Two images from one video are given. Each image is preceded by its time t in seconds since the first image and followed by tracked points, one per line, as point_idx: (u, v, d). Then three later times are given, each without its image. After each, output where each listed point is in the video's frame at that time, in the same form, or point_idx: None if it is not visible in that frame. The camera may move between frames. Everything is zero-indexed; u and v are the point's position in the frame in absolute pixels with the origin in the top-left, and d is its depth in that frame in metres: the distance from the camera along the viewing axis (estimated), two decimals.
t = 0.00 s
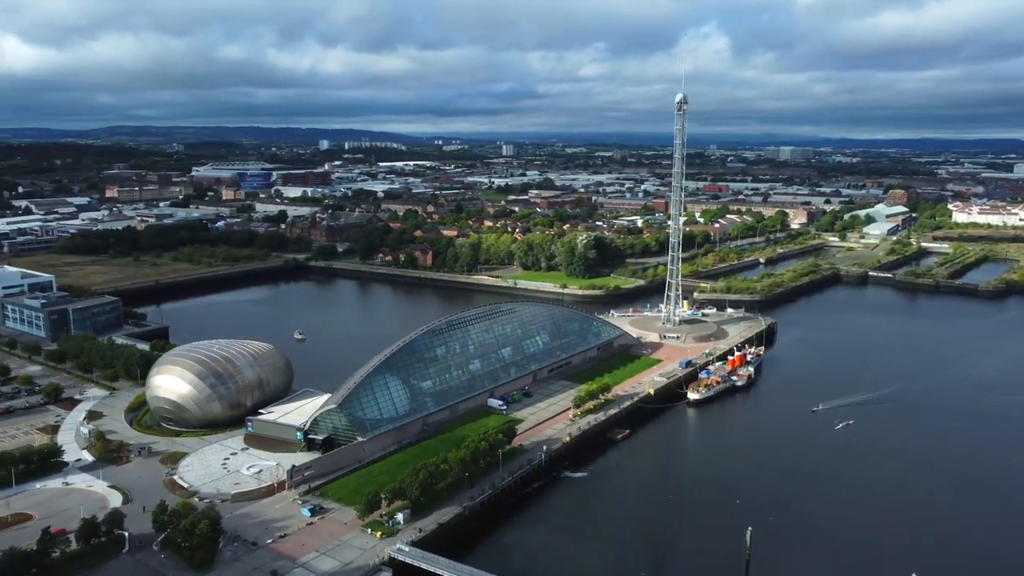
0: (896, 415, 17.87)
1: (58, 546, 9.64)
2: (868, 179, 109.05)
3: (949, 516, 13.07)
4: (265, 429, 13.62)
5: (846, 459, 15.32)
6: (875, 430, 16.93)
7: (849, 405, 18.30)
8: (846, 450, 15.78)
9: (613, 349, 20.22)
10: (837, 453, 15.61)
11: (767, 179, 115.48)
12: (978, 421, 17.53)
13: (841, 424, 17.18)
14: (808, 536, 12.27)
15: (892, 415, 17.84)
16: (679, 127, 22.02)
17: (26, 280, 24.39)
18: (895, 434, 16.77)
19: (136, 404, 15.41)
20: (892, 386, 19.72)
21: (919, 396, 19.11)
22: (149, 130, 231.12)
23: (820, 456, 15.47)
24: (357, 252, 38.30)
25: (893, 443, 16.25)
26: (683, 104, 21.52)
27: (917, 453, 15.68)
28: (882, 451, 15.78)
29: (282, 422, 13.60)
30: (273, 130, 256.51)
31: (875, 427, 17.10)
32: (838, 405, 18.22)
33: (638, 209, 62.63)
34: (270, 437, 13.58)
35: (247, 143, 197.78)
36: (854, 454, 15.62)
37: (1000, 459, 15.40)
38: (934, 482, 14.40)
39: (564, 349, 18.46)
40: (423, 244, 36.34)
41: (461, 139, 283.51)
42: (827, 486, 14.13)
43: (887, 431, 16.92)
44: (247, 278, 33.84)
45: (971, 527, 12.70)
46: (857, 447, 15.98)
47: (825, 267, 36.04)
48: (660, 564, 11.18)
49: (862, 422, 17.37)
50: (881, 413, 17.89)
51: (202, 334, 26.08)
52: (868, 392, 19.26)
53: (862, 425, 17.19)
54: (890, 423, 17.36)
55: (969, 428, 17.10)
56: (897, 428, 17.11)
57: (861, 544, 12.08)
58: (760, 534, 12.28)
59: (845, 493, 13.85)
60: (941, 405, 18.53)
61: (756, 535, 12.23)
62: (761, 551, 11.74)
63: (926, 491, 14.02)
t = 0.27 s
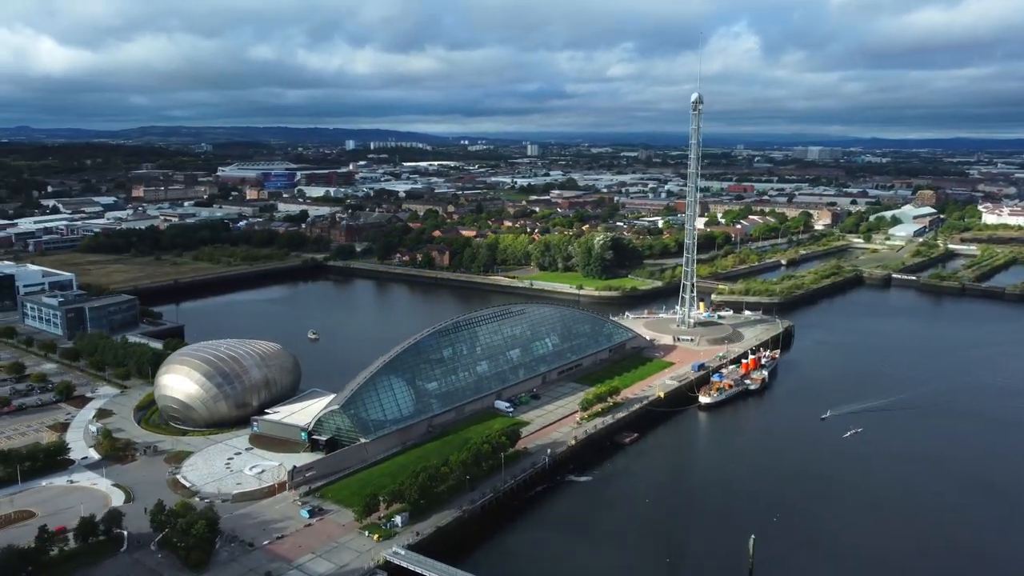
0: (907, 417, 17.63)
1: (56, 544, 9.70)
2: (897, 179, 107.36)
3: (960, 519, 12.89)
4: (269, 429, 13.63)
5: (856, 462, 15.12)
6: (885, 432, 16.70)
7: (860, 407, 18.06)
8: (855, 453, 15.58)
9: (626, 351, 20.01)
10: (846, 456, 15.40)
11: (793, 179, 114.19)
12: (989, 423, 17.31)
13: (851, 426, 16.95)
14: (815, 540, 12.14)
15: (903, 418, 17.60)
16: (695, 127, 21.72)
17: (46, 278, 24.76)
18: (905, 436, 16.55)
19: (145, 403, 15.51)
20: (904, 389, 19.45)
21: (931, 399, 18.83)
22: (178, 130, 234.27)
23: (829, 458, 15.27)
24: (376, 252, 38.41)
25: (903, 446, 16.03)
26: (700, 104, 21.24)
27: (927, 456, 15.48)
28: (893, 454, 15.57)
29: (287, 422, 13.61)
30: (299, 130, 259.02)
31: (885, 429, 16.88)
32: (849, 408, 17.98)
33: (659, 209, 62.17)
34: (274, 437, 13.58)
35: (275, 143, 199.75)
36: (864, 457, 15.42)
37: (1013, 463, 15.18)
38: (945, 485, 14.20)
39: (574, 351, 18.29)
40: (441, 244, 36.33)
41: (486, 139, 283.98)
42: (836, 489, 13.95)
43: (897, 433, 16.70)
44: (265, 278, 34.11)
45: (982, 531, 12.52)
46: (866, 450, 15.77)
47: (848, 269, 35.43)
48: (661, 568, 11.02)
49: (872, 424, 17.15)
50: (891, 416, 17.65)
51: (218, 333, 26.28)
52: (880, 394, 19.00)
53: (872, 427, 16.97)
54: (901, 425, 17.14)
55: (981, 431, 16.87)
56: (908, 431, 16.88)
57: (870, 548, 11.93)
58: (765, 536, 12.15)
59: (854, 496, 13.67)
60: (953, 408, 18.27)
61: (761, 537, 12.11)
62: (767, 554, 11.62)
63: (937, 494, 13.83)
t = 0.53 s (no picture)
0: (907, 419, 17.57)
1: (45, 543, 9.71)
2: (916, 180, 106.08)
3: (961, 525, 12.91)
4: (266, 430, 13.65)
5: (856, 464, 15.07)
6: (885, 434, 16.66)
7: (860, 408, 17.98)
8: (855, 455, 15.53)
9: (629, 353, 19.85)
10: (847, 458, 15.35)
11: (810, 180, 113.19)
12: (987, 426, 17.34)
13: (851, 427, 16.88)
14: (816, 542, 12.13)
15: (903, 419, 17.55)
16: (701, 128, 21.50)
17: (56, 277, 24.99)
18: (904, 438, 16.52)
19: (144, 403, 15.56)
20: (904, 390, 19.38)
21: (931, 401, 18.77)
22: (197, 130, 236.20)
23: (829, 460, 15.22)
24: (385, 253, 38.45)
25: (903, 448, 15.99)
26: (706, 104, 21.02)
27: (927, 459, 15.47)
28: (892, 456, 15.54)
29: (283, 423, 13.60)
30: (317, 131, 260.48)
31: (885, 431, 16.83)
32: (850, 409, 17.89)
33: (672, 211, 61.81)
34: (272, 437, 13.62)
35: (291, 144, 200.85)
36: (864, 459, 15.38)
37: (1012, 466, 15.20)
38: (946, 489, 14.20)
39: (575, 353, 18.16)
40: (449, 245, 36.30)
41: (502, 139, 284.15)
42: (836, 491, 13.92)
43: (897, 435, 16.66)
44: (274, 279, 34.26)
45: (983, 536, 12.55)
46: (867, 452, 15.72)
47: (860, 271, 35.02)
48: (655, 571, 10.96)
49: (872, 425, 17.09)
50: (891, 417, 17.59)
51: (225, 332, 26.42)
52: (880, 395, 18.94)
53: (872, 428, 16.91)
54: (901, 427, 17.11)
55: (980, 433, 16.88)
56: (907, 432, 16.83)
57: (872, 552, 11.92)
58: (765, 538, 12.15)
59: (855, 499, 13.63)
60: (952, 410, 18.24)
61: (761, 540, 12.10)
62: (767, 556, 11.62)
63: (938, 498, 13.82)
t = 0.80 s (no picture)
0: (907, 419, 17.53)
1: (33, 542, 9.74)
2: (934, 182, 104.88)
3: (962, 526, 12.96)
4: (263, 431, 13.69)
5: (856, 466, 15.04)
6: (885, 434, 16.61)
7: (860, 409, 17.91)
8: (856, 457, 15.48)
9: (631, 356, 19.70)
10: (847, 460, 15.31)
11: (826, 181, 112.25)
12: (985, 424, 17.35)
13: (852, 428, 16.82)
14: (817, 545, 12.16)
15: (902, 419, 17.49)
16: (706, 129, 21.30)
17: (64, 277, 25.22)
18: (903, 437, 16.49)
19: (143, 402, 15.63)
20: (909, 393, 19.21)
21: (933, 402, 18.67)
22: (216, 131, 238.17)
23: (830, 462, 15.17)
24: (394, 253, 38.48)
25: (903, 448, 15.97)
26: (711, 104, 20.82)
27: (927, 460, 15.41)
28: (892, 457, 15.52)
29: (278, 424, 13.60)
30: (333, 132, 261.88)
31: (886, 431, 16.78)
32: (851, 411, 17.81)
33: (685, 212, 61.42)
34: (268, 439, 13.66)
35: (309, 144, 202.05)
36: (866, 460, 15.34)
37: (1012, 466, 15.23)
38: (947, 490, 14.21)
39: (576, 355, 18.05)
40: (457, 246, 36.27)
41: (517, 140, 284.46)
42: (838, 494, 13.90)
43: (898, 435, 16.61)
44: (283, 279, 34.40)
45: (985, 537, 12.62)
46: (869, 453, 15.67)
47: (872, 273, 34.63)
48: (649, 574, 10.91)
49: (874, 426, 17.02)
50: (894, 420, 17.45)
51: (232, 332, 26.54)
52: (879, 395, 18.92)
53: (873, 428, 16.86)
54: (901, 426, 17.07)
55: (979, 432, 16.87)
56: (906, 431, 16.81)
57: (873, 555, 11.96)
58: (765, 541, 12.18)
59: (855, 502, 13.63)
60: (953, 411, 18.15)
61: (762, 543, 12.13)
62: (767, 558, 11.66)
63: (941, 500, 13.83)
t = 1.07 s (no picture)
0: (907, 421, 17.48)
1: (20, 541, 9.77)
2: (952, 182, 103.68)
3: (962, 529, 12.92)
4: (257, 431, 13.70)
5: (856, 468, 15.00)
6: (886, 437, 16.56)
7: (861, 411, 17.84)
8: (857, 459, 15.43)
9: (633, 358, 19.57)
10: (848, 462, 15.27)
11: (842, 181, 111.27)
12: (985, 428, 17.33)
13: (853, 430, 16.76)
14: (817, 547, 12.15)
15: (902, 421, 17.44)
16: (710, 128, 21.11)
17: (72, 276, 25.43)
18: (904, 440, 16.44)
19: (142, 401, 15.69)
20: (911, 397, 19.06)
21: (936, 406, 18.52)
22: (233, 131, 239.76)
23: (830, 465, 15.12)
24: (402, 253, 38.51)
25: (903, 451, 15.92)
26: (715, 104, 20.63)
27: (928, 464, 15.31)
28: (893, 459, 15.48)
29: (272, 424, 13.60)
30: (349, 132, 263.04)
31: (886, 433, 16.73)
32: (851, 413, 17.72)
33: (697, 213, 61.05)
34: (263, 439, 13.67)
35: (324, 145, 202.86)
36: (866, 462, 15.29)
37: (1012, 469, 15.23)
38: (949, 493, 14.18)
39: (575, 357, 17.95)
40: (465, 246, 36.24)
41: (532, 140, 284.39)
42: (838, 497, 13.87)
43: (898, 437, 16.57)
44: (290, 279, 34.52)
45: (985, 539, 12.61)
46: (869, 455, 15.62)
47: (883, 275, 34.24)
48: None
49: (875, 428, 16.97)
50: (896, 423, 17.32)
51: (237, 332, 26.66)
52: (879, 398, 18.85)
53: (874, 430, 16.79)
54: (901, 428, 17.02)
55: (981, 437, 16.75)
56: (906, 434, 16.77)
57: (871, 559, 11.87)
58: (763, 543, 12.17)
59: (855, 504, 13.60)
60: (956, 415, 18.01)
61: (761, 544, 12.12)
62: (764, 560, 11.64)
63: (942, 502, 13.80)
